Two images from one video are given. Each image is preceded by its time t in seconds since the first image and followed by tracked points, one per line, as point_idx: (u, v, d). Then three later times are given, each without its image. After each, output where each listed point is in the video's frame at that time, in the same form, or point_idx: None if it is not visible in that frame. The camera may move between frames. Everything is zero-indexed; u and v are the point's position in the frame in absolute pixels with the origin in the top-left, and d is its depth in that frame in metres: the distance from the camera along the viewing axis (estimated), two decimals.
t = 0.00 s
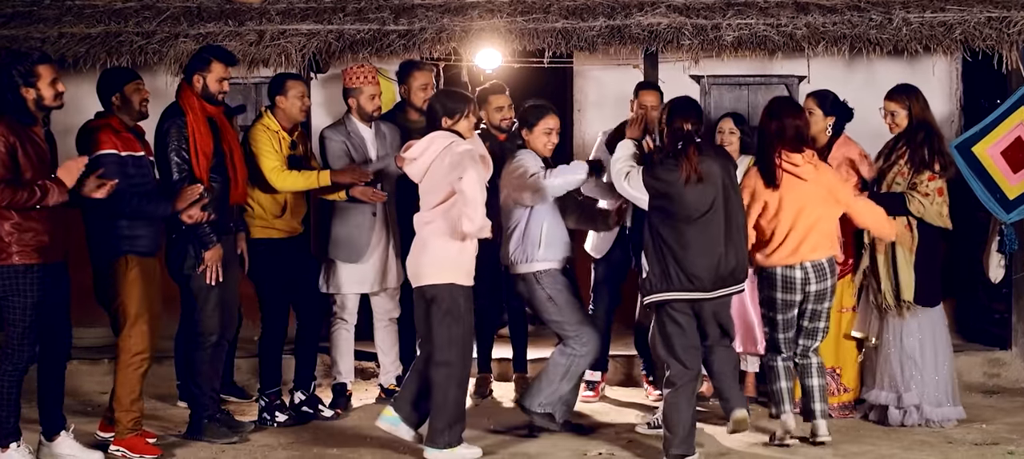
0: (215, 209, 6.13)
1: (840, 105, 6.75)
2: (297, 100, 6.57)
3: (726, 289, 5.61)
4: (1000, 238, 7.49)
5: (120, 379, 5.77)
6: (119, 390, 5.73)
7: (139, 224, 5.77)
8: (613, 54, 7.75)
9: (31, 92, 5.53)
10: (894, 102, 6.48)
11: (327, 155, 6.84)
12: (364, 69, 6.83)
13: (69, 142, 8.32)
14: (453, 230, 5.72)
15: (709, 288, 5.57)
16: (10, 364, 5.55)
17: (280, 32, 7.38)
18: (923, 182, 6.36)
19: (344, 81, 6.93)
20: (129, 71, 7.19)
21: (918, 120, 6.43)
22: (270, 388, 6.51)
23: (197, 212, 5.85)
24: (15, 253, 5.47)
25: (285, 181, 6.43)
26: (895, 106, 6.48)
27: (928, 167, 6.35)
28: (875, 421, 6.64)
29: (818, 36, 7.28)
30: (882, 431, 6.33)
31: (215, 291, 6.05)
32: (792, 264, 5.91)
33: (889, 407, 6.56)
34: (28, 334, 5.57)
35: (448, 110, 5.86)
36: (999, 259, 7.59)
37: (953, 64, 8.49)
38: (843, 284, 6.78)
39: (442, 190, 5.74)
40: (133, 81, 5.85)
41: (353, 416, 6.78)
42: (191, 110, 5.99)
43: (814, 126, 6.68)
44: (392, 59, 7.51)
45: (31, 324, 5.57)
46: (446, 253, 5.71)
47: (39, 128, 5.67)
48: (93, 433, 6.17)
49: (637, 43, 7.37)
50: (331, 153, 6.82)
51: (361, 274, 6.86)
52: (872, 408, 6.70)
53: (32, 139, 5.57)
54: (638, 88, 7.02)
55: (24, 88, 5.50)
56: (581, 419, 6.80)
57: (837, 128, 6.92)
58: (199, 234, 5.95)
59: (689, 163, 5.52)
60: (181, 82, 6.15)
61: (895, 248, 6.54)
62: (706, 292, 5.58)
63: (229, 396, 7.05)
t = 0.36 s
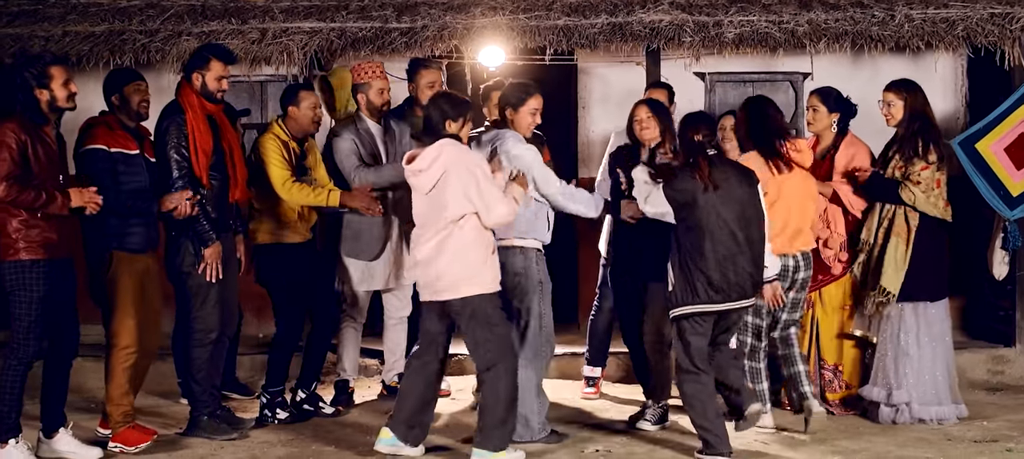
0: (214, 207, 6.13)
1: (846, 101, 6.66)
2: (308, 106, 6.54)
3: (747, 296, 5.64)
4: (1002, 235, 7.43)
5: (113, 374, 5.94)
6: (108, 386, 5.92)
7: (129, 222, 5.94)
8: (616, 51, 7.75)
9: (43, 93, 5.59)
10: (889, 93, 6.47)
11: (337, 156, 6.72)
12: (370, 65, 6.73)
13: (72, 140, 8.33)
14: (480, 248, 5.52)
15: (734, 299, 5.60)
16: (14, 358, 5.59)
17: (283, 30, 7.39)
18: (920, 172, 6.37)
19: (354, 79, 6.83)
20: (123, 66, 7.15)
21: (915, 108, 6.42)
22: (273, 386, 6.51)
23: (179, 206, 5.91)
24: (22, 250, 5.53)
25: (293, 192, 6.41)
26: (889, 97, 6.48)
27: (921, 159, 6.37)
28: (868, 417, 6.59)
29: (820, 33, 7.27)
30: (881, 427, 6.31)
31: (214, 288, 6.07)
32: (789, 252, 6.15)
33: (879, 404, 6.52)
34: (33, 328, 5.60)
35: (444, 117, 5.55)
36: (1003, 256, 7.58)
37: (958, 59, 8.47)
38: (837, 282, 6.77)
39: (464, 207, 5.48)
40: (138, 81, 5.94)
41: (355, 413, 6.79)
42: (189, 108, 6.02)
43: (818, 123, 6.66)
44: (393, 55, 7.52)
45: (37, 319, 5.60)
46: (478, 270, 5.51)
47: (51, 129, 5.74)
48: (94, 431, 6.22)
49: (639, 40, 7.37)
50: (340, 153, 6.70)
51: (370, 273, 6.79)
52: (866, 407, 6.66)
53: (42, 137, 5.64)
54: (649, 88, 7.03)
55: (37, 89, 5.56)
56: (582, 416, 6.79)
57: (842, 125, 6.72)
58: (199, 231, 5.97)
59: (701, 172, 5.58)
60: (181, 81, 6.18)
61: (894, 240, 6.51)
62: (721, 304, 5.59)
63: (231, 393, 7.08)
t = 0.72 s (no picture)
0: (216, 205, 6.15)
1: (851, 98, 6.58)
2: (319, 101, 6.54)
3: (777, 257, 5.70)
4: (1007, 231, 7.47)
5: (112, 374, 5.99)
6: (110, 384, 5.97)
7: (133, 222, 5.97)
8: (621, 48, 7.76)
9: (62, 90, 5.66)
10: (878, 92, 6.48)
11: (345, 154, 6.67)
12: (378, 63, 6.72)
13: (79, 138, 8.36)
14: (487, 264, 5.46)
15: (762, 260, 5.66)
16: (26, 353, 5.63)
17: (287, 28, 7.42)
18: (925, 170, 6.35)
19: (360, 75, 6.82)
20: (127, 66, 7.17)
21: (905, 108, 6.44)
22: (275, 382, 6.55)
23: (173, 209, 5.94)
24: (33, 244, 5.59)
25: (303, 189, 6.44)
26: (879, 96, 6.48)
27: (924, 156, 6.36)
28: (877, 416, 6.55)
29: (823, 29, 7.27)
30: (881, 425, 6.32)
31: (216, 286, 6.11)
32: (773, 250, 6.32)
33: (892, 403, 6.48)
34: (46, 322, 5.65)
35: (472, 131, 5.53)
36: (1008, 252, 7.57)
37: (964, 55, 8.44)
38: (850, 276, 6.61)
39: (478, 224, 5.46)
40: (139, 86, 6.02)
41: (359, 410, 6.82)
42: (191, 108, 6.04)
43: (823, 120, 6.59)
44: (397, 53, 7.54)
45: (49, 313, 5.65)
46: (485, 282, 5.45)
47: (68, 125, 5.81)
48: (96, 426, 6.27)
49: (642, 37, 7.38)
50: (348, 152, 6.66)
51: (374, 268, 6.81)
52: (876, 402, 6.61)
53: (61, 133, 5.70)
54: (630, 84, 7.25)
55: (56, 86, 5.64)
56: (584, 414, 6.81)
57: (847, 123, 6.64)
58: (202, 229, 6.00)
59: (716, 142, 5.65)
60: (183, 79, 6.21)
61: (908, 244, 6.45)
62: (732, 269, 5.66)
63: (235, 391, 7.13)
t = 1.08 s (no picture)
0: (215, 202, 6.17)
1: (851, 93, 6.56)
2: (320, 95, 6.51)
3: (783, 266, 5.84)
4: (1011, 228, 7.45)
5: (111, 372, 6.06)
6: (106, 380, 6.05)
7: (130, 216, 6.01)
8: (624, 46, 7.76)
9: (66, 88, 5.67)
10: (878, 87, 6.44)
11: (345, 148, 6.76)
12: (378, 62, 6.75)
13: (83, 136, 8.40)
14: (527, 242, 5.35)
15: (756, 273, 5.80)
16: (39, 348, 5.66)
17: (289, 27, 7.46)
18: (921, 167, 6.28)
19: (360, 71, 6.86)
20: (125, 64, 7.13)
21: (904, 110, 6.37)
22: (275, 379, 6.59)
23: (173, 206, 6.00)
24: (41, 239, 5.62)
25: (302, 176, 6.38)
26: (877, 91, 6.44)
27: (924, 154, 6.29)
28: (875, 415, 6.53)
29: (824, 26, 7.27)
30: (879, 422, 6.32)
31: (215, 284, 6.13)
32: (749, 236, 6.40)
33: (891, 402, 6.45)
34: (60, 317, 5.68)
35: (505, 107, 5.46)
36: (1010, 250, 7.56)
37: (970, 51, 8.42)
38: (843, 276, 6.67)
39: (510, 198, 5.32)
40: (138, 79, 5.99)
41: (360, 407, 6.85)
42: (191, 105, 6.05)
43: (823, 117, 6.58)
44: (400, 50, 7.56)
45: (62, 308, 5.68)
46: (523, 258, 5.33)
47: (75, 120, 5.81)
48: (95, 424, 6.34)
49: (643, 34, 7.39)
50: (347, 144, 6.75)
51: (371, 265, 6.86)
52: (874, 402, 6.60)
53: (68, 129, 5.75)
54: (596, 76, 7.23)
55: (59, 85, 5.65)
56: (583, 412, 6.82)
57: (846, 118, 6.62)
58: (201, 226, 6.01)
59: (748, 150, 5.76)
60: (184, 76, 6.21)
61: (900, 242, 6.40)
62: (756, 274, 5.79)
63: (236, 389, 7.19)
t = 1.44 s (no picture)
0: (212, 201, 6.20)
1: (847, 91, 6.59)
2: (318, 97, 6.59)
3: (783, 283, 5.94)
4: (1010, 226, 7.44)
5: (110, 370, 6.08)
6: (106, 379, 6.06)
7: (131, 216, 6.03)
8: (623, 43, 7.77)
9: (70, 90, 5.70)
10: (875, 85, 6.45)
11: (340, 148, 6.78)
12: (376, 62, 6.70)
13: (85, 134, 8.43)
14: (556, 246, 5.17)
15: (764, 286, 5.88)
16: (46, 347, 5.71)
17: (289, 26, 7.48)
18: (922, 167, 6.32)
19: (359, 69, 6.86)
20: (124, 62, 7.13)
21: (901, 105, 6.41)
22: (274, 377, 6.62)
23: (176, 200, 5.99)
24: (40, 240, 5.66)
25: (297, 178, 6.48)
26: (877, 89, 6.46)
27: (926, 153, 6.34)
28: (872, 413, 6.54)
29: (822, 24, 7.28)
30: (877, 420, 6.32)
31: (211, 282, 6.15)
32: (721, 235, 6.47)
33: (889, 399, 6.45)
34: (65, 317, 5.72)
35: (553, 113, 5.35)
36: (1011, 247, 7.55)
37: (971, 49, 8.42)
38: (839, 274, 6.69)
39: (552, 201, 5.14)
40: (135, 78, 6.01)
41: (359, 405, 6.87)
42: (189, 105, 6.08)
43: (820, 115, 6.58)
44: (400, 48, 7.59)
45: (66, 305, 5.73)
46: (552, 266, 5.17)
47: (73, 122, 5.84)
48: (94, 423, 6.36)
49: (642, 32, 7.40)
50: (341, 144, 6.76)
51: (367, 264, 6.90)
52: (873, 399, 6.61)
53: (67, 129, 5.78)
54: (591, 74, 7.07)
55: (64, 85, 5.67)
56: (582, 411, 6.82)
57: (842, 115, 6.62)
58: (199, 225, 6.04)
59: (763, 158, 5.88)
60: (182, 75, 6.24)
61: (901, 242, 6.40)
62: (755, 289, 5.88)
63: (236, 387, 7.21)
